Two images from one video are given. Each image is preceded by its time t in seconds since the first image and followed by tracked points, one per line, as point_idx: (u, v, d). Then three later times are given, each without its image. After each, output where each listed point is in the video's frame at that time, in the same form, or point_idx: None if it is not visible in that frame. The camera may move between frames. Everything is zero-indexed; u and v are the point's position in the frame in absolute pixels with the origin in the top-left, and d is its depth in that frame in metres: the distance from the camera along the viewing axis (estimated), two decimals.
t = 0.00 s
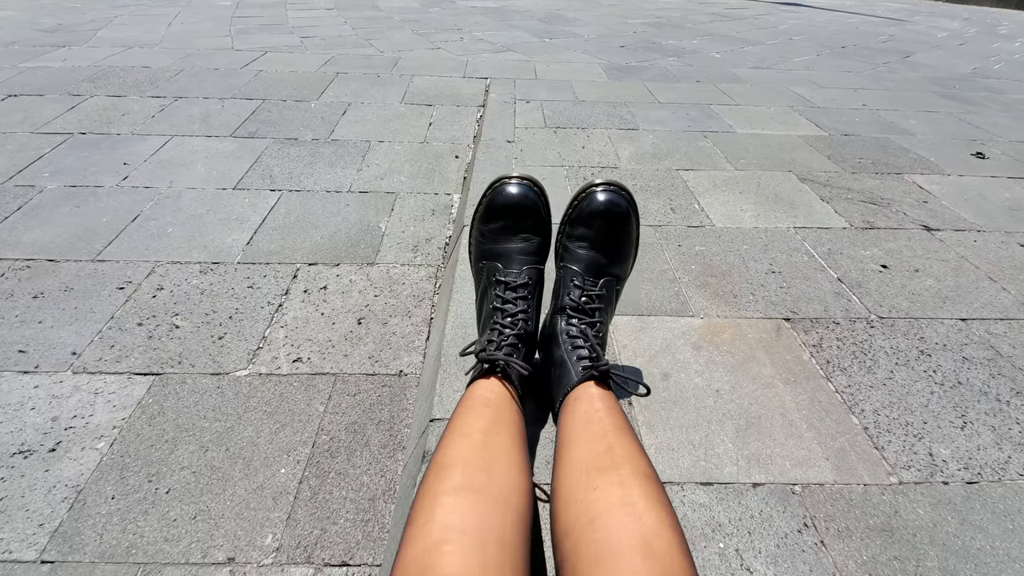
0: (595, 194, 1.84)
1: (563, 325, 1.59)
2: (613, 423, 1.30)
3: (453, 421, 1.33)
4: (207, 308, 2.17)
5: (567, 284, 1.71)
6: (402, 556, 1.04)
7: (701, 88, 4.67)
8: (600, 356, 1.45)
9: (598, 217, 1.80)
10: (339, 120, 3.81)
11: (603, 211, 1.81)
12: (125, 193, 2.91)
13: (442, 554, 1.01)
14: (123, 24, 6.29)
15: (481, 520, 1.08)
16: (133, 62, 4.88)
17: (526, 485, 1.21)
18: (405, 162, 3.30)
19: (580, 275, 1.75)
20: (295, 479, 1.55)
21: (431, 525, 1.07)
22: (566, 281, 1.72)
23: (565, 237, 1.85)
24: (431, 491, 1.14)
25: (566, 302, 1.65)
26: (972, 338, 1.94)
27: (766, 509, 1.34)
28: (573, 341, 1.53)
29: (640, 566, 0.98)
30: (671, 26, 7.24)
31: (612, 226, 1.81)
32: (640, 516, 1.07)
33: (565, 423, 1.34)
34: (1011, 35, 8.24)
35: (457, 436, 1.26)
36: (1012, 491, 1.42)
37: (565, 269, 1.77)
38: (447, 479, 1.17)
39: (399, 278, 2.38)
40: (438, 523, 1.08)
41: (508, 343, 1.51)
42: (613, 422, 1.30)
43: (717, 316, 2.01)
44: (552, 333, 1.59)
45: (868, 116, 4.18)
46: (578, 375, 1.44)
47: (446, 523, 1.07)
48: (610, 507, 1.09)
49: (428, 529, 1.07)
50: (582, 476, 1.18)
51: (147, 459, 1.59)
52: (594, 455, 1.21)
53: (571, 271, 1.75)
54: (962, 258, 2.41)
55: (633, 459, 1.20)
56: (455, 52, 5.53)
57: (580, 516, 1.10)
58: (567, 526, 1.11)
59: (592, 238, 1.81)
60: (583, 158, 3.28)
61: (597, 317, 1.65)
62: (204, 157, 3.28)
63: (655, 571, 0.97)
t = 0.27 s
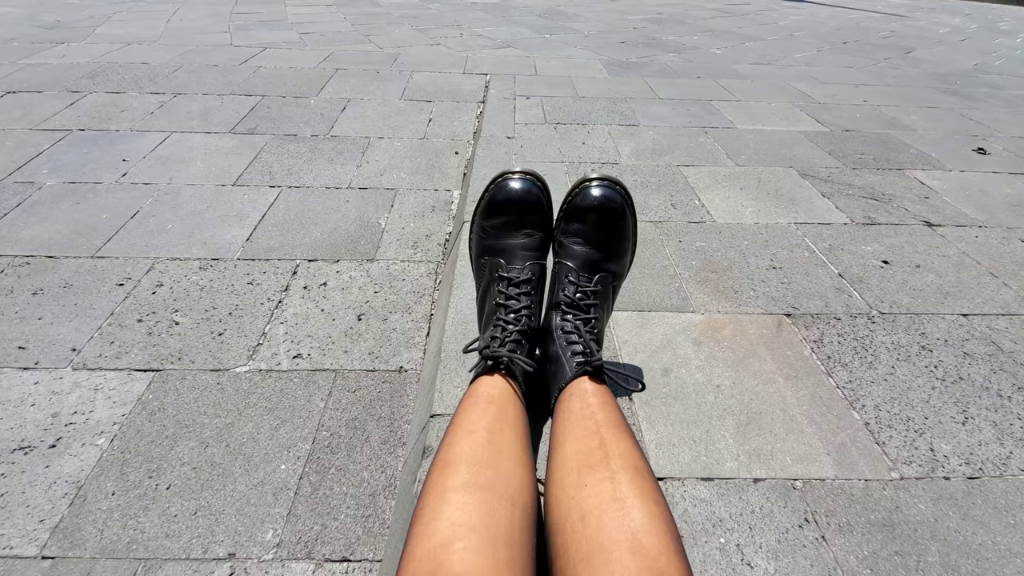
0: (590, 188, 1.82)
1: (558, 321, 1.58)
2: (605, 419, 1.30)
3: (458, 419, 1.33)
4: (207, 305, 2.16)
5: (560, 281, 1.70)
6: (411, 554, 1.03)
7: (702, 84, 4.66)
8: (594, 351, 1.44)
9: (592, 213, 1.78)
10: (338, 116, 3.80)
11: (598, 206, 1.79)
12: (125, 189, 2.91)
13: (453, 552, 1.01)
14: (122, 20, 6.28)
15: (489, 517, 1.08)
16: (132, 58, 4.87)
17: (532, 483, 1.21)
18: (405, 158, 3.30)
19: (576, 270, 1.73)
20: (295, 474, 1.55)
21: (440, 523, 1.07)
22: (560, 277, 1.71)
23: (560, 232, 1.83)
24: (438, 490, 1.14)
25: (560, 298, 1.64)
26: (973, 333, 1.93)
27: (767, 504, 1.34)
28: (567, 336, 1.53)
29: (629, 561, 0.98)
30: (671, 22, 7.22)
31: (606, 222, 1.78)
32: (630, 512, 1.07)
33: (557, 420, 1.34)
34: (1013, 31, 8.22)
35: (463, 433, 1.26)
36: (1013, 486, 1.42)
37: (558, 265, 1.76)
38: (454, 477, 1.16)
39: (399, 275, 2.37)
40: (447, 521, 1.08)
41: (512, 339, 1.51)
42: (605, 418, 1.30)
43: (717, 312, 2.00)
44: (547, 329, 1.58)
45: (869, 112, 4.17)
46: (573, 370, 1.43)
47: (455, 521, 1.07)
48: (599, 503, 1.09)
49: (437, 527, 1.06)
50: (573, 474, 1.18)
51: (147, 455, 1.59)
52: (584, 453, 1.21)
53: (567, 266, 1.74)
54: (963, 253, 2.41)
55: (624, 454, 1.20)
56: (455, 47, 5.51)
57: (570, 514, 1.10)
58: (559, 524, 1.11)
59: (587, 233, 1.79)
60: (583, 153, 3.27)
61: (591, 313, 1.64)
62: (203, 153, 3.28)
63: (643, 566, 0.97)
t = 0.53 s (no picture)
0: (593, 187, 1.81)
1: (560, 322, 1.59)
2: (606, 418, 1.31)
3: (459, 419, 1.34)
4: (209, 304, 2.17)
5: (562, 282, 1.70)
6: (415, 553, 1.04)
7: (702, 83, 4.66)
8: (597, 352, 1.45)
9: (594, 213, 1.78)
10: (339, 116, 3.81)
11: (600, 207, 1.78)
12: (126, 189, 2.92)
13: (455, 550, 1.02)
14: (122, 19, 6.28)
15: (491, 516, 1.09)
16: (132, 57, 4.87)
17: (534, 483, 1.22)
18: (406, 157, 3.30)
19: (577, 271, 1.74)
20: (297, 473, 1.56)
21: (443, 521, 1.08)
22: (562, 278, 1.71)
23: (562, 233, 1.83)
24: (440, 488, 1.15)
25: (562, 298, 1.65)
26: (972, 333, 1.94)
27: (766, 503, 1.35)
28: (570, 336, 1.53)
29: (632, 559, 0.99)
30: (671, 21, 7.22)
31: (607, 222, 1.78)
32: (633, 509, 1.08)
33: (559, 419, 1.35)
34: (1014, 29, 8.21)
35: (464, 433, 1.27)
36: (1011, 484, 1.43)
37: (561, 266, 1.77)
38: (455, 476, 1.17)
39: (400, 274, 2.38)
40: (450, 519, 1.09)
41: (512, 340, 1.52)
42: (607, 417, 1.31)
43: (717, 311, 2.01)
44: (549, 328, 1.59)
45: (869, 111, 4.17)
46: (575, 370, 1.44)
47: (457, 520, 1.08)
48: (602, 501, 1.10)
49: (439, 526, 1.07)
50: (575, 472, 1.19)
51: (150, 454, 1.60)
52: (586, 451, 1.22)
53: (568, 267, 1.74)
54: (962, 253, 2.41)
55: (626, 452, 1.21)
56: (455, 47, 5.51)
57: (572, 511, 1.11)
58: (561, 521, 1.12)
59: (588, 234, 1.79)
60: (584, 153, 3.28)
61: (593, 314, 1.65)
62: (204, 153, 3.28)
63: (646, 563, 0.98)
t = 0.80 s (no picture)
0: (632, 197, 1.85)
1: (584, 321, 1.59)
2: (629, 415, 1.32)
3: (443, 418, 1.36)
4: (211, 305, 2.19)
5: (589, 282, 1.71)
6: (395, 548, 1.06)
7: (702, 84, 4.67)
8: (623, 353, 1.46)
9: (630, 222, 1.81)
10: (341, 117, 3.83)
11: (638, 216, 1.82)
12: (128, 190, 2.93)
13: (433, 545, 1.04)
14: (124, 20, 6.30)
15: (472, 511, 1.11)
16: (134, 59, 4.89)
17: (517, 482, 1.23)
18: (407, 158, 3.32)
19: (605, 275, 1.75)
20: (300, 473, 1.57)
21: (423, 517, 1.09)
22: (591, 278, 1.71)
23: (594, 238, 1.86)
24: (422, 485, 1.16)
25: (587, 299, 1.65)
26: (969, 334, 1.96)
27: (764, 502, 1.37)
28: (592, 335, 1.54)
29: (667, 550, 1.00)
30: (672, 22, 7.23)
31: (641, 232, 1.82)
32: (663, 503, 1.10)
33: (582, 414, 1.36)
34: (1014, 29, 8.22)
35: (447, 432, 1.29)
36: (1006, 484, 1.44)
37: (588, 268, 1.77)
38: (438, 473, 1.18)
39: (401, 275, 2.40)
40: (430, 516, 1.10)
41: (495, 344, 1.52)
42: (631, 415, 1.32)
43: (716, 312, 2.03)
44: (571, 326, 1.59)
45: (869, 112, 4.19)
46: (597, 369, 1.44)
47: (437, 516, 1.09)
48: (633, 493, 1.11)
49: (419, 521, 1.09)
50: (603, 464, 1.20)
51: (154, 454, 1.62)
52: (613, 445, 1.23)
53: (597, 269, 1.75)
54: (960, 254, 2.43)
55: (652, 448, 1.23)
56: (456, 47, 5.53)
57: (603, 501, 1.12)
58: (590, 510, 1.12)
59: (621, 241, 1.81)
60: (584, 154, 3.29)
61: (616, 318, 1.65)
62: (206, 154, 3.30)
63: (680, 555, 0.99)
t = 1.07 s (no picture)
0: (655, 211, 1.85)
1: (593, 324, 1.60)
2: (635, 420, 1.34)
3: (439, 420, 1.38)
4: (213, 307, 2.21)
5: (602, 290, 1.72)
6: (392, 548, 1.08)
7: (701, 86, 4.70)
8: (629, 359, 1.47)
9: (651, 235, 1.81)
10: (341, 119, 3.85)
11: (659, 230, 1.82)
12: (131, 193, 2.95)
13: (428, 544, 1.06)
14: (126, 23, 6.32)
15: (467, 510, 1.13)
16: (135, 61, 4.92)
17: (513, 481, 1.25)
18: (407, 161, 3.34)
19: (619, 283, 1.77)
20: (301, 473, 1.59)
21: (418, 517, 1.11)
22: (605, 284, 1.74)
23: (612, 247, 1.86)
24: (419, 485, 1.18)
25: (598, 305, 1.66)
26: (964, 335, 1.97)
27: (759, 502, 1.38)
28: (599, 340, 1.55)
29: (671, 552, 1.02)
30: (671, 23, 7.25)
31: (659, 246, 1.82)
32: (667, 506, 1.12)
33: (588, 416, 1.37)
34: (1013, 30, 8.23)
35: (444, 434, 1.31)
36: (999, 484, 1.46)
37: (602, 275, 1.78)
38: (434, 473, 1.21)
39: (401, 277, 2.42)
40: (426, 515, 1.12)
41: (485, 346, 1.54)
42: (637, 419, 1.34)
43: (714, 314, 2.04)
44: (580, 329, 1.60)
45: (867, 114, 4.21)
46: (603, 373, 1.45)
47: (432, 516, 1.11)
48: (638, 496, 1.13)
49: (415, 521, 1.11)
50: (609, 466, 1.21)
51: (156, 455, 1.64)
52: (619, 448, 1.25)
53: (610, 276, 1.77)
54: (956, 255, 2.44)
55: (656, 453, 1.24)
56: (456, 50, 5.55)
57: (608, 502, 1.14)
58: (595, 510, 1.14)
59: (638, 251, 1.82)
60: (583, 156, 3.31)
61: (625, 326, 1.66)
62: (207, 157, 3.32)
63: (684, 558, 1.01)
